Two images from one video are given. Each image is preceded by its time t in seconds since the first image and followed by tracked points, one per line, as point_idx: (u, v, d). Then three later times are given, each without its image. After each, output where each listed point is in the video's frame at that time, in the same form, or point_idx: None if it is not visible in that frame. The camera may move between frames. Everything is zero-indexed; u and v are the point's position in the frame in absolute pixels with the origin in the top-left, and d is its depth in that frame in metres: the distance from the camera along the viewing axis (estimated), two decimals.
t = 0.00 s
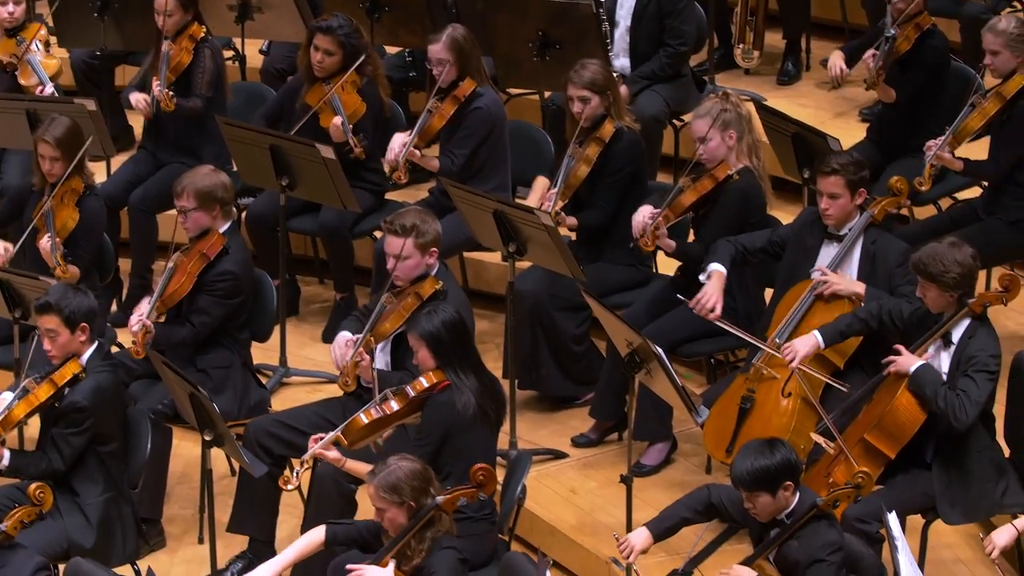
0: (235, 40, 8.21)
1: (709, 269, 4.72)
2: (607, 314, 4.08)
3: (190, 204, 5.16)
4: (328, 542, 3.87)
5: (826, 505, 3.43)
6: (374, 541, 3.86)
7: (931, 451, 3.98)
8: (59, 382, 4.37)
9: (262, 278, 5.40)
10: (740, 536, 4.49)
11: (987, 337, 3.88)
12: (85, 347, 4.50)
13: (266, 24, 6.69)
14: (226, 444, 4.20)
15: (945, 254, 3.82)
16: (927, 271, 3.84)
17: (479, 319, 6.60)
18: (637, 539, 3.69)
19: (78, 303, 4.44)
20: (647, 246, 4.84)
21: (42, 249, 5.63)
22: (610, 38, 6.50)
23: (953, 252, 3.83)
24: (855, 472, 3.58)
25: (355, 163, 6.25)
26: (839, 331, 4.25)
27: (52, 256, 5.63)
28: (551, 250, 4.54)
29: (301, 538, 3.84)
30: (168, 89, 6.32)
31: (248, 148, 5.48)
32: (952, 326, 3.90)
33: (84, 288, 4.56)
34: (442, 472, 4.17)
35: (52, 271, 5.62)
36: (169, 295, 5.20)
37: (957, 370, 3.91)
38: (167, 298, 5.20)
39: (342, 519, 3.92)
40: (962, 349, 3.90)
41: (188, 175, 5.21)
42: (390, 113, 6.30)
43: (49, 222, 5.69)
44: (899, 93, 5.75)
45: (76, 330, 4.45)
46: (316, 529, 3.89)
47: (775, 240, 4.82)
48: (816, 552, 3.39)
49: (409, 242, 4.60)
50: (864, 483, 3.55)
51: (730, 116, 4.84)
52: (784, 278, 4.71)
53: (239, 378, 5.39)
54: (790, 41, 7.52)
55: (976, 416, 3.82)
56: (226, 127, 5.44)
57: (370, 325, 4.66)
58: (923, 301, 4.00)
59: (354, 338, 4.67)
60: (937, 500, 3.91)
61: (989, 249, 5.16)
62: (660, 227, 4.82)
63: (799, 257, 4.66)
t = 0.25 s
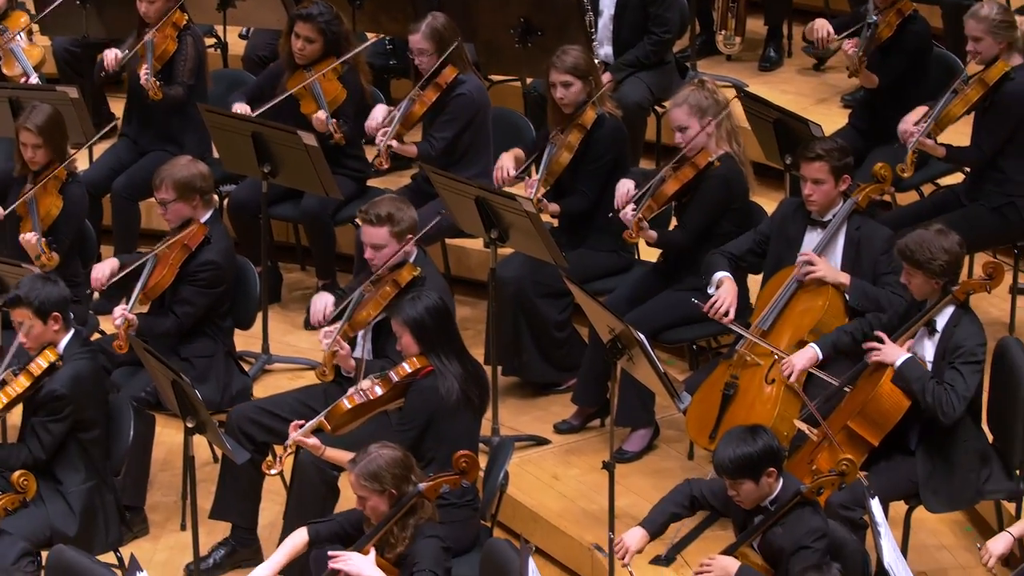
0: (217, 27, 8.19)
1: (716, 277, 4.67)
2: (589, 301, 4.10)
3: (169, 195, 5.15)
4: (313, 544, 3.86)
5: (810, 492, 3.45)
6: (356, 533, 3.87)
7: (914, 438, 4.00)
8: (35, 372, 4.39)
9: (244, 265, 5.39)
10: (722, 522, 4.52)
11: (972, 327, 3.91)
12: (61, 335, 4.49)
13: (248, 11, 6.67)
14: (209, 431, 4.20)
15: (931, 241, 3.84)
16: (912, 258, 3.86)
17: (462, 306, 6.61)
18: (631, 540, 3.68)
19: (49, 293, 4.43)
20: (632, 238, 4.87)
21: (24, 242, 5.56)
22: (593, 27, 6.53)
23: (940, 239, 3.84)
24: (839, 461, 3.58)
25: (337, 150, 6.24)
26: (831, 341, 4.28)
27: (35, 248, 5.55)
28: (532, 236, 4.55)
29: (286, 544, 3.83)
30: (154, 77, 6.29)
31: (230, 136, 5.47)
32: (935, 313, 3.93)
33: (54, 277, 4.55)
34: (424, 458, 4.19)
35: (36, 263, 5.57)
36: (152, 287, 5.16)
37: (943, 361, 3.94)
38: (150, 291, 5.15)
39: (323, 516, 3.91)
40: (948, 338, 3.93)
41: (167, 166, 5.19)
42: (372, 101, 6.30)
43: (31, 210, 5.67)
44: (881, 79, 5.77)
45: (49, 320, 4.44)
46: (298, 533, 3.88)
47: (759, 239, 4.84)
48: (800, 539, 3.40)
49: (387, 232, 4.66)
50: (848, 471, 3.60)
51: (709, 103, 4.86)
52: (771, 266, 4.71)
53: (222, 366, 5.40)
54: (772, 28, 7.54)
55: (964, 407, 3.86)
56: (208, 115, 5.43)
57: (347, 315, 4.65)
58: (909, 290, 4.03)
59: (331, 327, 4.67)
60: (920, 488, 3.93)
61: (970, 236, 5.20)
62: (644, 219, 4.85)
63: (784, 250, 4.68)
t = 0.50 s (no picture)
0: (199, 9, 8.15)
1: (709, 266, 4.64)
2: (572, 282, 4.10)
3: (154, 175, 5.13)
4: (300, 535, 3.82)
5: (794, 473, 3.47)
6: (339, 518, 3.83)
7: (898, 418, 4.01)
8: (14, 354, 4.37)
9: (227, 248, 5.38)
10: (706, 503, 4.54)
11: (956, 306, 3.92)
12: (41, 317, 4.47)
13: None
14: (192, 411, 4.19)
15: (909, 219, 3.90)
16: (894, 241, 3.89)
17: (445, 287, 6.60)
18: (628, 528, 3.65)
19: (27, 275, 4.41)
20: (618, 224, 4.90)
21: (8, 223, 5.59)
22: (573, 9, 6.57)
23: (917, 217, 3.91)
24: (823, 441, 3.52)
25: (320, 133, 6.21)
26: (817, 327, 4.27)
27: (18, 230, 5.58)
28: (514, 218, 4.55)
29: (274, 540, 3.77)
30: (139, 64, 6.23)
31: (213, 117, 5.45)
32: (918, 294, 3.95)
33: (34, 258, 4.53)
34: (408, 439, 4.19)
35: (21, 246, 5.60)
36: (135, 266, 5.17)
37: (928, 341, 3.96)
38: (133, 270, 5.17)
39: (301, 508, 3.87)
40: (932, 317, 3.95)
41: (152, 146, 5.17)
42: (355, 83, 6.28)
43: (12, 195, 5.63)
44: (867, 64, 5.76)
45: (29, 301, 4.42)
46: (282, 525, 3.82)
47: (743, 225, 4.80)
48: (784, 519, 3.42)
49: (364, 214, 4.63)
50: (831, 451, 3.47)
51: (689, 87, 4.82)
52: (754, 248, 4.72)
53: (205, 348, 5.38)
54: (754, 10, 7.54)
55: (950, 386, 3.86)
56: (191, 97, 5.40)
57: (327, 297, 4.63)
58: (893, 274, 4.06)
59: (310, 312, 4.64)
60: (905, 468, 3.95)
61: (953, 217, 5.22)
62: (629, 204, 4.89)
63: (767, 233, 4.68)
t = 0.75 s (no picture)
0: None
1: (676, 188, 4.66)
2: (566, 227, 4.06)
3: (148, 117, 5.07)
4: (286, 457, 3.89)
5: (786, 418, 3.45)
6: (330, 453, 3.87)
7: (893, 360, 4.01)
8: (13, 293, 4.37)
9: (220, 191, 5.35)
10: (701, 448, 4.55)
11: (947, 246, 3.92)
12: (42, 259, 4.48)
13: None
14: (185, 356, 4.17)
15: (907, 155, 3.90)
16: (896, 174, 3.86)
17: (438, 231, 6.57)
18: (605, 459, 3.64)
19: (35, 215, 4.43)
20: (613, 162, 4.85)
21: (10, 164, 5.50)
22: None
23: (913, 154, 3.91)
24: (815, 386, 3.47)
25: (312, 78, 6.15)
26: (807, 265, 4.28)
27: (20, 172, 5.50)
28: (507, 161, 4.51)
29: (261, 453, 3.85)
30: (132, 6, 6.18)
31: (205, 61, 5.38)
32: (911, 236, 3.94)
33: (41, 200, 4.55)
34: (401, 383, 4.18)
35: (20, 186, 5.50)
36: (128, 207, 5.12)
37: (918, 279, 3.94)
38: (126, 211, 5.12)
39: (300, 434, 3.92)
40: (923, 257, 3.93)
41: (146, 89, 5.11)
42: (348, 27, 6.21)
43: (12, 137, 5.60)
44: (859, 6, 5.72)
45: (33, 242, 4.44)
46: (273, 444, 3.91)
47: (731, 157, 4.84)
48: (777, 465, 3.42)
49: (358, 158, 4.59)
50: (824, 395, 3.43)
51: (685, 29, 4.76)
52: (743, 190, 4.70)
53: (198, 292, 5.36)
54: None
55: (938, 323, 3.86)
56: (183, 42, 5.32)
57: (321, 242, 4.62)
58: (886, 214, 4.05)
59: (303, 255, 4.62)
60: (898, 409, 3.95)
61: (947, 161, 5.19)
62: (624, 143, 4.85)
63: (756, 174, 4.66)
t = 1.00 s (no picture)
0: None
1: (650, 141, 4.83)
2: (561, 203, 4.05)
3: (145, 93, 5.05)
4: (285, 423, 3.88)
5: (783, 394, 3.43)
6: (329, 425, 3.88)
7: (887, 333, 4.00)
8: (12, 268, 4.37)
9: (215, 166, 5.33)
10: (696, 424, 4.55)
11: (942, 221, 3.91)
12: (44, 235, 4.49)
13: None
14: (181, 333, 4.16)
15: (916, 124, 3.89)
16: (898, 140, 3.86)
17: (434, 207, 6.55)
18: (594, 427, 3.65)
19: (38, 190, 4.43)
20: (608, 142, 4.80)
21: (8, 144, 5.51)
22: None
23: (921, 125, 3.90)
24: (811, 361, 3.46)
25: (307, 52, 6.12)
26: (793, 222, 4.26)
27: (20, 149, 5.52)
28: (503, 137, 4.49)
29: (261, 414, 3.84)
30: None
31: (201, 39, 5.33)
32: (907, 209, 3.92)
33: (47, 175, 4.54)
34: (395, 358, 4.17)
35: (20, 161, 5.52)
36: (121, 180, 5.08)
37: (913, 254, 3.93)
38: (119, 183, 5.08)
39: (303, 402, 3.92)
40: (917, 232, 3.92)
41: (142, 64, 5.07)
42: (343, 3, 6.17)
43: (11, 115, 5.60)
44: None
45: (35, 217, 4.44)
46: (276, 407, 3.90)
47: (724, 123, 4.85)
48: (773, 441, 3.42)
49: (358, 134, 4.58)
50: (820, 370, 3.43)
51: (682, 5, 4.75)
52: (733, 166, 4.69)
53: (194, 268, 5.34)
54: None
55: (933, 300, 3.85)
56: (179, 19, 5.28)
57: (318, 215, 4.63)
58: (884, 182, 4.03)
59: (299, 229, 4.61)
60: (893, 385, 3.94)
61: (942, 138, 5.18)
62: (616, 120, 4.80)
63: (747, 145, 4.63)
